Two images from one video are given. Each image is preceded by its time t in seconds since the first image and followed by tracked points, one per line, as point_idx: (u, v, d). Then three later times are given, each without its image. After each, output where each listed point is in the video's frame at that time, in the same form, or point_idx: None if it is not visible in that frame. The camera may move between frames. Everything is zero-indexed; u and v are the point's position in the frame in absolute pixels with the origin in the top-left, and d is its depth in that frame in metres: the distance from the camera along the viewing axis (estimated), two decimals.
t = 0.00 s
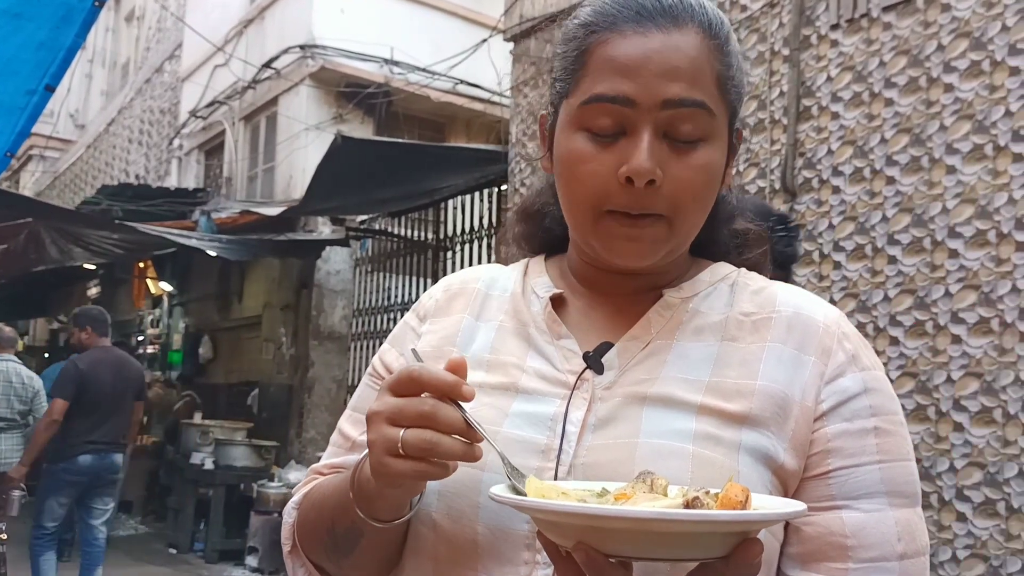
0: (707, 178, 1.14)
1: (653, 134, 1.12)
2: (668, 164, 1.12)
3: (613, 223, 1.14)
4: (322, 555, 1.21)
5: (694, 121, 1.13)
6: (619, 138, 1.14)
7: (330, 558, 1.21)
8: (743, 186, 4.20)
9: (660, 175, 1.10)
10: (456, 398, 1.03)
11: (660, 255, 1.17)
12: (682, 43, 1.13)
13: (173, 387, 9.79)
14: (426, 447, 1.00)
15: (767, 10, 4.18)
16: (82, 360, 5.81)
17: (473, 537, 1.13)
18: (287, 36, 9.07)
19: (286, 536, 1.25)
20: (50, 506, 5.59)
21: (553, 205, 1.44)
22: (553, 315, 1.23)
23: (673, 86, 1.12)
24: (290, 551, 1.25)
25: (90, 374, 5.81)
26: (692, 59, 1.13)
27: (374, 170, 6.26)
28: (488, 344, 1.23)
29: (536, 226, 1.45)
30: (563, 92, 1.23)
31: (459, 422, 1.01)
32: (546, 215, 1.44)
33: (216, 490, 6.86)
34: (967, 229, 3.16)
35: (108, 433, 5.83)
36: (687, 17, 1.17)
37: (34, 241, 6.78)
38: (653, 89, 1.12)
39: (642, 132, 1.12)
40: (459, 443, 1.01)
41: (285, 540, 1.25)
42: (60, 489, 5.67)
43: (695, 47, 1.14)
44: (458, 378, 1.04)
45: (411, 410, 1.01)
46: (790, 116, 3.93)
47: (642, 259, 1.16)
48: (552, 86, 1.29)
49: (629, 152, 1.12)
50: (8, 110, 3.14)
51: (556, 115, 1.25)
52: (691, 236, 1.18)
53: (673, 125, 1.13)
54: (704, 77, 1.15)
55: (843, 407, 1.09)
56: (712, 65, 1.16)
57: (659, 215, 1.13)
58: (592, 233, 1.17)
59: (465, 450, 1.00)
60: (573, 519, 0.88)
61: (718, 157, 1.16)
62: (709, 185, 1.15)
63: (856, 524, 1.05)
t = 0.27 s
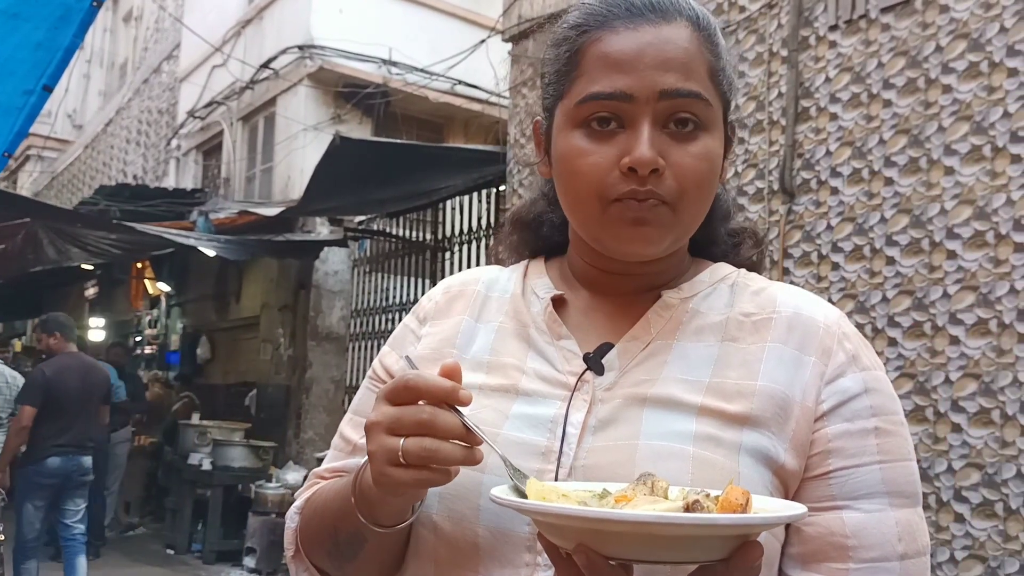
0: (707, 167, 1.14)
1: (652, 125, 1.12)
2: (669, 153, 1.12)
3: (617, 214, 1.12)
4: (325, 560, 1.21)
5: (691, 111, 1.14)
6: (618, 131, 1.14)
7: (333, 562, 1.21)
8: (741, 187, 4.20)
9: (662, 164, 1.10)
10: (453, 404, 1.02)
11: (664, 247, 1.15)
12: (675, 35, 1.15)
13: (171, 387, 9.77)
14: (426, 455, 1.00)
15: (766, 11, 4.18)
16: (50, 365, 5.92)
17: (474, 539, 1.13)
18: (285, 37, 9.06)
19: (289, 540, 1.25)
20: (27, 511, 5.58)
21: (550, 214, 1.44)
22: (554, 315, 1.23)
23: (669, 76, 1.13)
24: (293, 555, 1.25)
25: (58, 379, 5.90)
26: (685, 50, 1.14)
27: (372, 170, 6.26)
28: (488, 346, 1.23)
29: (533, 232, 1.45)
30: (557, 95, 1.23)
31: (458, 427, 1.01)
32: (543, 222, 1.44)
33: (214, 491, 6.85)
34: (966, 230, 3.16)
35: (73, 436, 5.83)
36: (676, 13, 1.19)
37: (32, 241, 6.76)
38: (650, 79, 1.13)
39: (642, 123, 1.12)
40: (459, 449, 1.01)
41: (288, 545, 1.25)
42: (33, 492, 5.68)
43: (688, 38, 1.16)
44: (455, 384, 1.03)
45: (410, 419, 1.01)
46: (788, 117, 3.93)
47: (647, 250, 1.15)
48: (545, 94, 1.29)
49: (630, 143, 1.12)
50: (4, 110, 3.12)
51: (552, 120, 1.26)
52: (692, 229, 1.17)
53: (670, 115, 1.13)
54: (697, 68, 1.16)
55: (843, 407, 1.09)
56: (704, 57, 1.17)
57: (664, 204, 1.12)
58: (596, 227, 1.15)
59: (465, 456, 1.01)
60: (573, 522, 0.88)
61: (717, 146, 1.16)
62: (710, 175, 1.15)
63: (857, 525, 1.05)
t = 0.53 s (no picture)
0: (706, 170, 1.14)
1: (650, 130, 1.12)
2: (667, 158, 1.12)
3: (616, 219, 1.13)
4: (324, 556, 1.21)
5: (689, 115, 1.14)
6: (615, 136, 1.14)
7: (332, 560, 1.21)
8: (740, 187, 4.20)
9: (660, 169, 1.10)
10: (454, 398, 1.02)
11: (663, 250, 1.16)
12: (672, 39, 1.14)
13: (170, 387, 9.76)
14: (427, 449, 1.00)
15: (765, 11, 4.18)
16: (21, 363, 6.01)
17: (474, 535, 1.13)
18: (284, 37, 9.06)
19: (288, 536, 1.25)
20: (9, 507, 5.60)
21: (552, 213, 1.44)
22: (555, 313, 1.23)
23: (666, 82, 1.13)
24: (292, 552, 1.25)
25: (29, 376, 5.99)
26: (683, 54, 1.14)
27: (372, 169, 6.25)
28: (490, 341, 1.23)
29: (535, 231, 1.45)
30: (556, 97, 1.23)
31: (459, 421, 1.01)
32: (545, 222, 1.44)
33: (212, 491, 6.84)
34: (965, 230, 3.17)
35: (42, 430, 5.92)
36: (673, 16, 1.18)
37: (30, 241, 6.76)
38: (647, 85, 1.13)
39: (639, 129, 1.12)
40: (459, 443, 1.01)
41: (287, 541, 1.25)
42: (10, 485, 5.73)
43: (685, 42, 1.15)
44: (456, 378, 1.03)
45: (410, 413, 1.01)
46: (787, 117, 3.93)
47: (647, 253, 1.15)
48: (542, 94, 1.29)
49: (628, 148, 1.12)
50: (3, 110, 3.11)
51: (550, 120, 1.26)
52: (692, 231, 1.18)
53: (668, 120, 1.13)
54: (694, 71, 1.15)
55: (844, 405, 1.09)
56: (702, 60, 1.17)
57: (661, 208, 1.12)
58: (596, 230, 1.16)
59: (465, 449, 1.01)
60: (572, 516, 0.88)
61: (715, 149, 1.16)
62: (709, 178, 1.15)
63: (858, 523, 1.05)
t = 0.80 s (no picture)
0: (692, 189, 1.15)
1: (633, 156, 1.12)
2: (651, 182, 1.13)
3: (605, 244, 1.16)
4: (323, 558, 1.21)
5: (673, 136, 1.13)
6: (599, 163, 1.14)
7: (332, 563, 1.21)
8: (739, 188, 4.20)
9: (644, 196, 1.12)
10: (454, 412, 1.02)
11: (654, 265, 1.18)
12: (652, 60, 1.12)
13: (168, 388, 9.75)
14: (427, 464, 1.00)
15: (763, 11, 4.19)
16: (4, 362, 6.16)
17: (473, 534, 1.13)
18: (282, 37, 9.06)
19: (287, 537, 1.25)
20: None
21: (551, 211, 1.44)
22: (554, 313, 1.23)
23: (647, 107, 1.11)
24: (291, 552, 1.25)
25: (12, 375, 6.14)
26: (663, 74, 1.12)
27: (368, 171, 6.24)
28: (490, 341, 1.23)
29: (536, 229, 1.46)
30: (542, 113, 1.23)
31: (458, 434, 1.01)
32: (544, 221, 1.44)
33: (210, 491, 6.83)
34: (963, 230, 3.17)
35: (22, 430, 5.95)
36: (654, 30, 1.15)
37: (28, 241, 6.76)
38: (628, 111, 1.11)
39: (622, 155, 1.12)
40: (459, 458, 1.01)
41: (286, 542, 1.25)
42: None
43: (665, 60, 1.13)
44: (456, 394, 1.03)
45: (409, 427, 1.01)
46: (785, 117, 3.93)
47: (638, 271, 1.18)
48: (531, 102, 1.28)
49: (611, 176, 1.13)
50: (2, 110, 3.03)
51: (540, 134, 1.26)
52: (683, 241, 1.19)
53: (651, 143, 1.13)
54: (678, 89, 1.13)
55: (843, 405, 1.09)
56: (685, 75, 1.14)
57: (647, 231, 1.14)
58: (586, 250, 1.18)
59: (465, 464, 1.01)
60: (571, 511, 0.89)
61: (702, 166, 1.16)
62: (696, 194, 1.16)
63: (857, 522, 1.05)
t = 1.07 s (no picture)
0: (690, 183, 1.14)
1: (633, 145, 1.12)
2: (650, 172, 1.13)
3: (601, 232, 1.15)
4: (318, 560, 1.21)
5: (675, 129, 1.13)
6: (599, 150, 1.14)
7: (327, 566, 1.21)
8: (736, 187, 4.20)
9: (642, 185, 1.11)
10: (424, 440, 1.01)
11: (650, 259, 1.17)
12: (658, 51, 1.13)
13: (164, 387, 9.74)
14: (416, 498, 1.01)
15: (760, 11, 4.19)
16: None
17: (467, 532, 1.13)
18: (279, 36, 9.05)
19: (282, 538, 1.25)
20: None
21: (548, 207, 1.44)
22: (549, 312, 1.23)
23: (651, 96, 1.12)
24: (286, 553, 1.25)
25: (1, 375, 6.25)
26: (668, 66, 1.13)
27: (365, 170, 6.24)
28: (483, 340, 1.23)
29: (532, 226, 1.46)
30: (544, 101, 1.23)
31: (438, 458, 1.01)
32: (540, 217, 1.44)
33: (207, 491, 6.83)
34: (959, 229, 3.18)
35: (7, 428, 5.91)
36: (662, 23, 1.16)
37: (24, 240, 6.74)
38: (631, 99, 1.12)
39: (623, 144, 1.12)
40: (445, 479, 1.02)
41: (281, 543, 1.25)
42: None
43: (671, 52, 1.13)
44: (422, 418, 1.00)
45: (389, 466, 1.01)
46: (782, 117, 3.94)
47: (633, 263, 1.17)
48: (534, 92, 1.28)
49: (610, 163, 1.13)
50: None
51: (540, 123, 1.26)
52: (679, 238, 1.19)
53: (652, 134, 1.13)
54: (682, 82, 1.14)
55: (836, 404, 1.09)
56: (690, 70, 1.15)
57: (643, 222, 1.14)
58: (581, 240, 1.17)
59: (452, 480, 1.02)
60: (565, 510, 0.89)
61: (701, 161, 1.16)
62: (694, 190, 1.16)
63: (849, 521, 1.05)
